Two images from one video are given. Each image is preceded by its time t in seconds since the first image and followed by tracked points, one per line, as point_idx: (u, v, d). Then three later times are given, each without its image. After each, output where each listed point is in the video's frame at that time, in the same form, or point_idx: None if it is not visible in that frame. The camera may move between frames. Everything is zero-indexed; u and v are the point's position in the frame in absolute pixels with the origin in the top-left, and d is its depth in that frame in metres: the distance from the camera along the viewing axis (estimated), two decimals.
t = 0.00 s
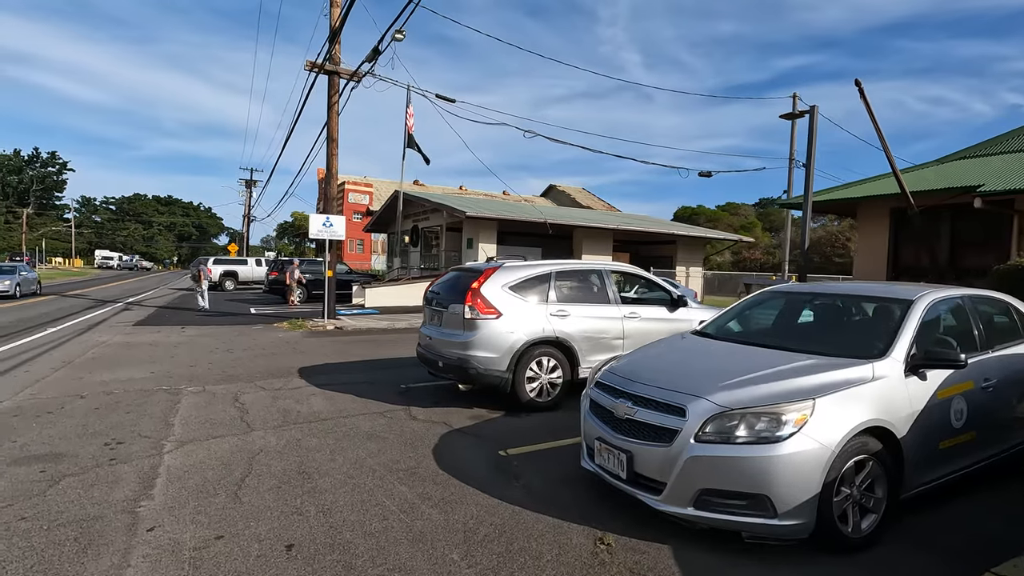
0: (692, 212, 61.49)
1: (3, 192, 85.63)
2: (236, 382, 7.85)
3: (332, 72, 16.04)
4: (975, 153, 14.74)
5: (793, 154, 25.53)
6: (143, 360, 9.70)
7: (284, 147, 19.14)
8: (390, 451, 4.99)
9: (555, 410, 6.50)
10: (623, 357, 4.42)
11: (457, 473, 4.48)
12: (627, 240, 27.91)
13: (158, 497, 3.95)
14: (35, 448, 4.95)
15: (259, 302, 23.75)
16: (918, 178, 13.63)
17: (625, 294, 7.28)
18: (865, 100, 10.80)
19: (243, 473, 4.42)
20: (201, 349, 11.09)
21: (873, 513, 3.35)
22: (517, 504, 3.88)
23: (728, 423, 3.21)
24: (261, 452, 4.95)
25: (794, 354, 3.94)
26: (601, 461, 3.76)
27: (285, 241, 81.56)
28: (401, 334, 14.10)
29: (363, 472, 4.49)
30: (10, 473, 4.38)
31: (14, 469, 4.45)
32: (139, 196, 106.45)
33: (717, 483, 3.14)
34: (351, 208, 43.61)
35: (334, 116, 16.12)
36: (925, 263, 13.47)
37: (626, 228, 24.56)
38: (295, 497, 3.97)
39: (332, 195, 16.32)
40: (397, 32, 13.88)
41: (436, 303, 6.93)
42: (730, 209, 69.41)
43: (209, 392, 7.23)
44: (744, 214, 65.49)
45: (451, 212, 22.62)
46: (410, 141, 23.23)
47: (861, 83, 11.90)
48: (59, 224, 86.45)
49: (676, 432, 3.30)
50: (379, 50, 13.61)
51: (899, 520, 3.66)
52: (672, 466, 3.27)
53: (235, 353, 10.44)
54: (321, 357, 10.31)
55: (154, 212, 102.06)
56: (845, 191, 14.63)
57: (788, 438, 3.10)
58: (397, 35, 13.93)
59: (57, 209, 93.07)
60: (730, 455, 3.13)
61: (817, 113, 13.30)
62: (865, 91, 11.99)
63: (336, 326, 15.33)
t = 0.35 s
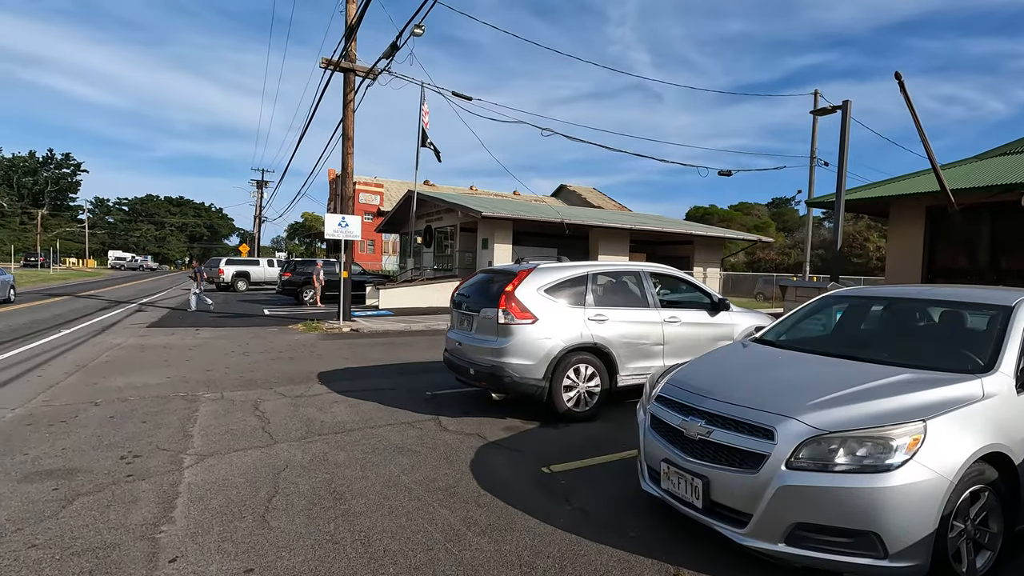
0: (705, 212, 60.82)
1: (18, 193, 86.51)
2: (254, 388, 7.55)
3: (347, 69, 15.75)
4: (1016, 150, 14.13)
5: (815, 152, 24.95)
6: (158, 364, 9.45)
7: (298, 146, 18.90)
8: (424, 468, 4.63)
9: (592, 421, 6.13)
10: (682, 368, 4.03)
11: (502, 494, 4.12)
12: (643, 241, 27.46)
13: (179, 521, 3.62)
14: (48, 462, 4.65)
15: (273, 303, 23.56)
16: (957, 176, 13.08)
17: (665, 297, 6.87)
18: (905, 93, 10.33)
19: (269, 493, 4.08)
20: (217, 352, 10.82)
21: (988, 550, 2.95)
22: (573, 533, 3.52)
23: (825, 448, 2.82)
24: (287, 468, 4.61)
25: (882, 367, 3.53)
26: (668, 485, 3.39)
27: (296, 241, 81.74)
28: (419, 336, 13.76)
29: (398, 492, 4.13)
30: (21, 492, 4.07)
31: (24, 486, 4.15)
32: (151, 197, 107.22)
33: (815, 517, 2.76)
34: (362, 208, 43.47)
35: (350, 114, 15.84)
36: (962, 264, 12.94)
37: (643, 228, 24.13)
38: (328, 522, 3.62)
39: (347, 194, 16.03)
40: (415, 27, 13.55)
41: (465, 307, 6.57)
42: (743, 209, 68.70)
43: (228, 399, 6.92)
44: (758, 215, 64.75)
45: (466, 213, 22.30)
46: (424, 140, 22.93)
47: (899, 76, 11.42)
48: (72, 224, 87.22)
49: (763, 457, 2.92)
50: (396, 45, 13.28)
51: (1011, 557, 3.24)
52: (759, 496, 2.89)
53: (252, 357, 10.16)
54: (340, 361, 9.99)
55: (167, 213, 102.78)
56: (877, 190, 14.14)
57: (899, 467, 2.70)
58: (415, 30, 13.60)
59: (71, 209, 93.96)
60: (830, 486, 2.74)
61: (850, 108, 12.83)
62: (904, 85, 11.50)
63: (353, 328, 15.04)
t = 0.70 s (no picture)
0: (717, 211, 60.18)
1: (30, 194, 87.20)
2: (272, 394, 7.23)
3: (361, 66, 15.45)
4: None
5: (835, 149, 24.42)
6: (172, 367, 9.17)
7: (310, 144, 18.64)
8: (462, 485, 4.27)
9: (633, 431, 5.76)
10: (752, 380, 3.64)
11: (551, 517, 3.77)
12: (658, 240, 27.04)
13: (201, 548, 3.28)
14: (57, 477, 4.32)
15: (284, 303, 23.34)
16: (994, 172, 12.62)
17: (706, 299, 6.47)
18: (946, 84, 9.88)
19: (298, 514, 3.74)
20: (231, 355, 10.53)
21: None
22: (639, 565, 3.16)
23: (951, 477, 2.43)
24: (314, 484, 4.27)
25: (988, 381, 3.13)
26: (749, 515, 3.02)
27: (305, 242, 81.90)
28: (435, 338, 13.42)
29: (437, 514, 3.78)
30: (29, 512, 3.74)
31: (33, 505, 3.82)
32: (161, 198, 107.79)
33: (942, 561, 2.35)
34: (372, 208, 43.27)
35: (363, 111, 15.52)
36: (1003, 263, 12.44)
37: (660, 227, 23.72)
38: (365, 550, 3.27)
39: (361, 193, 15.71)
40: (432, 20, 13.23)
41: (495, 310, 6.21)
42: (755, 208, 68.07)
43: (245, 406, 6.60)
44: (770, 214, 64.12)
45: (480, 211, 21.99)
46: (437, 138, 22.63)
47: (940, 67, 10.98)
48: (84, 225, 87.81)
49: (872, 487, 2.54)
50: (413, 40, 12.97)
51: None
52: (871, 532, 2.50)
53: (268, 360, 9.86)
54: (358, 364, 9.66)
55: (177, 214, 103.27)
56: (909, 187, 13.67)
57: None
58: (432, 23, 13.28)
59: (82, 210, 94.60)
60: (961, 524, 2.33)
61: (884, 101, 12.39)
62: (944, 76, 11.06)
63: (367, 330, 14.74)
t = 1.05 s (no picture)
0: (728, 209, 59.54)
1: (41, 195, 87.71)
2: (284, 399, 6.88)
3: (373, 60, 15.11)
4: None
5: (854, 145, 23.88)
6: (180, 370, 8.84)
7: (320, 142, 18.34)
8: (497, 505, 3.87)
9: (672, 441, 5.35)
10: (827, 391, 3.25)
11: (601, 543, 3.38)
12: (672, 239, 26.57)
13: None
14: (55, 493, 3.97)
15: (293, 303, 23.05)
16: None
17: (748, 300, 6.05)
18: (988, 72, 9.40)
19: (317, 539, 3.35)
20: (240, 357, 10.19)
21: None
22: None
23: None
24: (333, 502, 3.89)
25: None
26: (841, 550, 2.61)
27: (312, 242, 81.82)
28: (449, 339, 13.05)
29: (472, 539, 3.38)
30: (22, 535, 3.37)
31: (26, 527, 3.46)
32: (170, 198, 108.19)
33: None
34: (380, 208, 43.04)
35: (374, 107, 15.18)
36: None
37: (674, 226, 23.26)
38: None
39: (373, 190, 15.37)
40: (447, 12, 12.85)
41: (522, 311, 5.81)
42: (765, 207, 67.29)
43: (256, 413, 6.24)
44: (782, 213, 63.25)
45: (491, 210, 21.61)
46: (448, 135, 22.27)
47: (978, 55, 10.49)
48: (93, 226, 88.27)
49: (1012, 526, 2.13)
50: (426, 31, 12.60)
51: None
52: None
53: (279, 362, 9.51)
54: (373, 367, 9.29)
55: (186, 215, 103.65)
56: (939, 183, 13.18)
57: None
58: (447, 14, 12.89)
59: (92, 211, 95.11)
60: None
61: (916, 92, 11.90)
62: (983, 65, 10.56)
63: (379, 330, 14.39)
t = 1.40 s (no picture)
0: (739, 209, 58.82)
1: (50, 197, 88.11)
2: (295, 410, 6.47)
3: (383, 55, 14.72)
4: None
5: (874, 142, 23.29)
6: (186, 377, 8.48)
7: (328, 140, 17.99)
8: (537, 540, 3.43)
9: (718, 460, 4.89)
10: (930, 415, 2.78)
11: None
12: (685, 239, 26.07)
13: None
14: (43, 524, 3.56)
15: (301, 305, 22.71)
16: None
17: (795, 304, 5.58)
18: None
19: None
20: (248, 363, 9.81)
21: None
22: None
23: None
24: (353, 536, 3.46)
25: None
26: None
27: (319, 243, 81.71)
28: (463, 344, 12.63)
29: None
30: None
31: (8, 567, 3.05)
32: (177, 199, 108.50)
33: None
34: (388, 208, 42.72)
35: (385, 104, 14.80)
36: None
37: (689, 225, 22.77)
38: None
39: (384, 189, 14.96)
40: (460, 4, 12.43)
41: (552, 318, 5.37)
42: (776, 207, 66.52)
43: (265, 426, 5.84)
44: (792, 213, 62.47)
45: (502, 210, 21.18)
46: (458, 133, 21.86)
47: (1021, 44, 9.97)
48: (102, 227, 88.63)
49: None
50: (439, 24, 12.19)
51: None
52: None
53: (289, 369, 9.12)
54: (386, 374, 8.87)
55: (193, 216, 103.89)
56: (973, 179, 12.64)
57: None
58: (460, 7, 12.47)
59: (101, 212, 95.49)
60: None
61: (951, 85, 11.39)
62: None
63: (390, 333, 13.98)
